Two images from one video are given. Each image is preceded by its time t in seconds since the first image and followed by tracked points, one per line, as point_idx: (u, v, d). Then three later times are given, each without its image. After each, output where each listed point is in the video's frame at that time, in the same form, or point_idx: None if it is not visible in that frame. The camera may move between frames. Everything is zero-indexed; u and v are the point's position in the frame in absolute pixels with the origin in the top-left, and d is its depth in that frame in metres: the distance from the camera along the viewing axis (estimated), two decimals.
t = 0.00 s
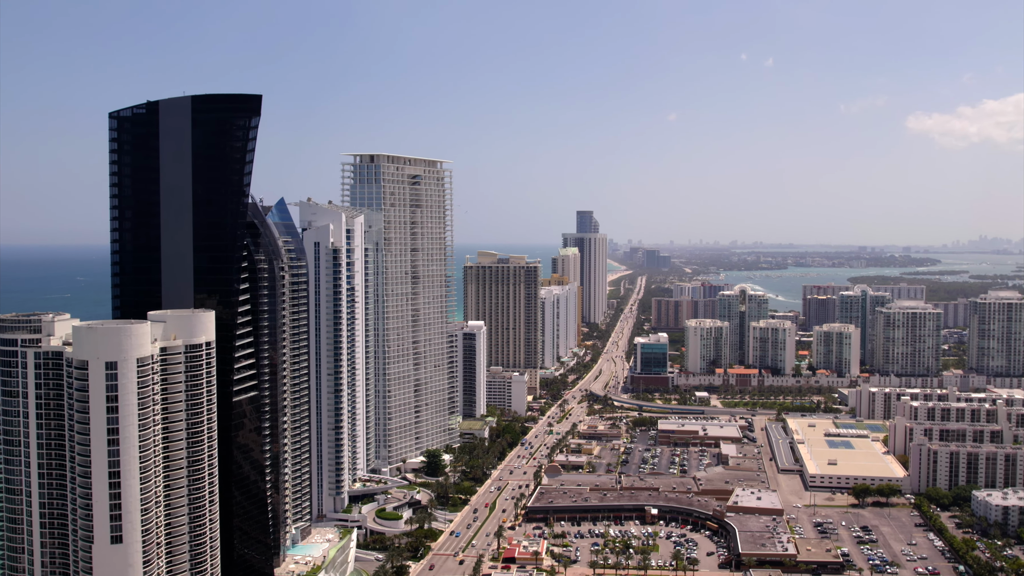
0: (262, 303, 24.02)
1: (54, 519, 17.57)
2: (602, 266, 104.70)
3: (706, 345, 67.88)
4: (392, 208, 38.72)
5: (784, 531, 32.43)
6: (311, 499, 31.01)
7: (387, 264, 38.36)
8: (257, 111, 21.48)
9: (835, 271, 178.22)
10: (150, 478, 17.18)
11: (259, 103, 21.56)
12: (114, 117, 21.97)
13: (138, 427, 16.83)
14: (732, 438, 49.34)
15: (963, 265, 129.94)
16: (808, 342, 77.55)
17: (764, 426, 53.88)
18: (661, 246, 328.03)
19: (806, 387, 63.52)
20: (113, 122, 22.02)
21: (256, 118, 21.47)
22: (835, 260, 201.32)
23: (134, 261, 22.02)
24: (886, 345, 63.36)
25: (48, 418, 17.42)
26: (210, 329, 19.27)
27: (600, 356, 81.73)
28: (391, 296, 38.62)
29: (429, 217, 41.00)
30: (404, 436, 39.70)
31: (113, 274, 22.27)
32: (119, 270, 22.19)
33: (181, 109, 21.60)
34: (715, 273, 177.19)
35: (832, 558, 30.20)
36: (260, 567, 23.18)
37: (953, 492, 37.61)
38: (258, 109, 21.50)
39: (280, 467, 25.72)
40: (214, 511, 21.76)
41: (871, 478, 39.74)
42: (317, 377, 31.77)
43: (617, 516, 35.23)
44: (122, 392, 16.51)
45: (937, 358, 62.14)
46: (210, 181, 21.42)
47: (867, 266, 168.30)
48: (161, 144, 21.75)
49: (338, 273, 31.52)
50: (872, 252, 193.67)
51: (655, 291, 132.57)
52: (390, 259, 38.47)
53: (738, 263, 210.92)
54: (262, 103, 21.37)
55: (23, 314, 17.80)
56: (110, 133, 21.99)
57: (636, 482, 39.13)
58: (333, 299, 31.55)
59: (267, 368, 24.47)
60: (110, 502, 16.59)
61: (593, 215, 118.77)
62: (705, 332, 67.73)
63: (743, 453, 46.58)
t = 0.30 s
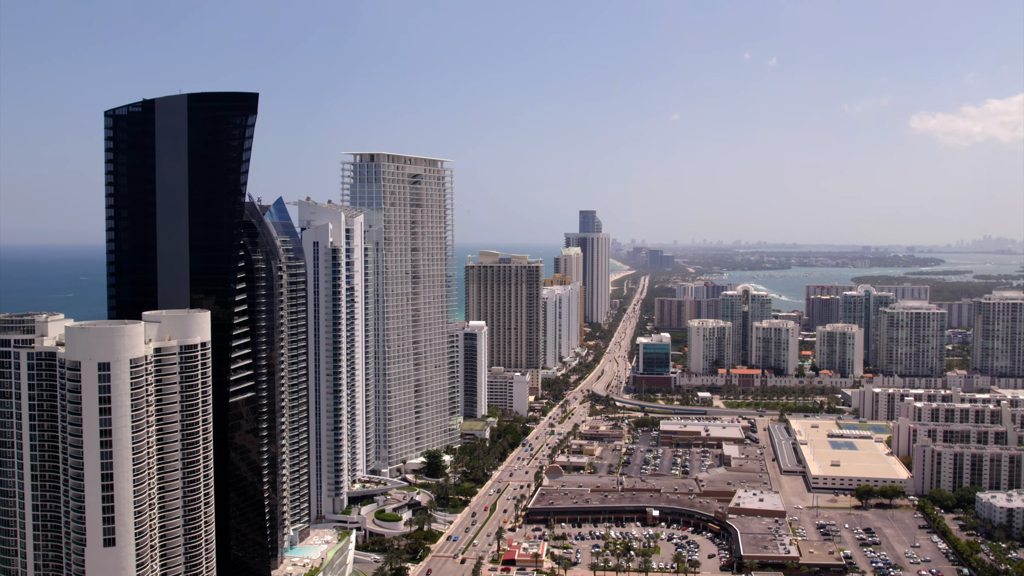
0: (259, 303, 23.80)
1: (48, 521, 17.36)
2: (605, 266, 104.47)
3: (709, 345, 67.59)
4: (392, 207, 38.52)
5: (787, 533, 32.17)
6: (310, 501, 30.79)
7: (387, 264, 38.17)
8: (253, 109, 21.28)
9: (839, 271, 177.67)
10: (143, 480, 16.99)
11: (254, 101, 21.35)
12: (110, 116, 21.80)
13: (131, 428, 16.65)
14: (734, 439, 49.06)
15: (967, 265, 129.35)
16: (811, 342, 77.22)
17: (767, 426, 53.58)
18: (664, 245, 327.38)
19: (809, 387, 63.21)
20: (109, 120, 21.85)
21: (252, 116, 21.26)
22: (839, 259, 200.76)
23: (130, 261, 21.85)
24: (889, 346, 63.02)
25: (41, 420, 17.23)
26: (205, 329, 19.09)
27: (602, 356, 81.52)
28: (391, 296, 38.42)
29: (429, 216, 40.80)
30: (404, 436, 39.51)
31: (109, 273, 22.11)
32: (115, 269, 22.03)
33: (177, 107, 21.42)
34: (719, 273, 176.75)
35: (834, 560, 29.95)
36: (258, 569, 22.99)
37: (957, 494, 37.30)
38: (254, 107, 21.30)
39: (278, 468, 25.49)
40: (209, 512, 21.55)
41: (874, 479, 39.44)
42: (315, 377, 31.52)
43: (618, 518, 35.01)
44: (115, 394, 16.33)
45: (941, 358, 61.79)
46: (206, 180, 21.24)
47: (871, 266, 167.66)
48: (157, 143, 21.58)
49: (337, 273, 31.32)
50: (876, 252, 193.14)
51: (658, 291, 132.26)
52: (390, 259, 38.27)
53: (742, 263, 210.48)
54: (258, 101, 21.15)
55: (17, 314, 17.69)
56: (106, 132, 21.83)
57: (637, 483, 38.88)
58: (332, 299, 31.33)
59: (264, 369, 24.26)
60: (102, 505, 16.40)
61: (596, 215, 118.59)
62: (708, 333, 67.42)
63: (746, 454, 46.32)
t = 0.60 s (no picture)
0: (256, 303, 23.64)
1: (41, 524, 17.16)
2: (608, 266, 104.18)
3: (711, 345, 67.34)
4: (393, 206, 38.31)
5: (789, 535, 31.90)
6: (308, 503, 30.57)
7: (387, 264, 37.98)
8: (249, 107, 21.07)
9: (842, 271, 177.15)
10: (137, 482, 16.81)
11: (251, 99, 21.14)
12: (106, 114, 21.63)
13: (125, 430, 16.46)
14: (736, 439, 48.79)
15: (971, 265, 128.76)
16: (815, 342, 76.90)
17: (769, 427, 53.29)
18: (668, 245, 326.75)
19: (812, 388, 62.90)
20: (105, 119, 21.68)
21: (248, 115, 21.05)
22: (843, 259, 200.20)
23: (125, 260, 21.70)
24: (893, 346, 62.67)
25: (34, 421, 17.02)
26: (200, 330, 18.89)
27: (605, 356, 81.28)
28: (391, 296, 38.24)
29: (430, 216, 40.58)
30: (404, 437, 39.31)
31: (105, 273, 21.96)
32: (111, 269, 21.88)
33: (173, 106, 21.24)
34: (722, 272, 176.25)
35: (837, 563, 29.68)
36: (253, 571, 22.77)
37: (961, 495, 37.00)
38: (250, 106, 21.09)
39: (276, 470, 25.31)
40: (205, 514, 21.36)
41: (877, 480, 39.16)
42: (314, 377, 31.30)
43: (619, 520, 34.78)
44: (107, 395, 16.14)
45: (945, 359, 61.45)
46: (201, 179, 21.05)
47: (875, 266, 167.05)
48: (152, 141, 21.40)
49: (336, 273, 31.12)
50: (879, 251, 192.54)
51: (662, 291, 131.86)
52: (390, 259, 38.09)
53: (745, 262, 210.00)
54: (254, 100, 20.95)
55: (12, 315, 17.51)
56: (101, 130, 21.68)
57: (639, 485, 38.63)
58: (331, 299, 31.14)
59: (261, 370, 24.10)
60: (95, 507, 16.20)
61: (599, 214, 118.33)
62: (710, 333, 67.15)
63: (748, 455, 46.06)
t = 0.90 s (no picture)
0: (253, 303, 23.48)
1: (33, 527, 16.98)
2: (610, 266, 103.88)
3: (714, 345, 67.04)
4: (393, 206, 38.11)
5: (792, 538, 31.64)
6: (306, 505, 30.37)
7: (387, 264, 37.80)
8: (245, 106, 20.91)
9: (846, 271, 176.60)
10: (130, 485, 16.62)
11: (247, 97, 20.98)
12: (100, 113, 21.42)
13: (118, 432, 16.28)
14: (739, 440, 48.52)
15: (975, 265, 128.11)
16: (818, 342, 76.55)
17: (772, 428, 52.99)
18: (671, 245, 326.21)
19: (815, 388, 62.57)
20: (100, 118, 21.47)
21: (244, 113, 20.89)
22: (846, 259, 199.53)
23: (121, 260, 21.49)
24: (897, 346, 62.34)
25: (26, 422, 16.82)
26: (195, 330, 18.70)
27: (607, 356, 81.02)
28: (391, 296, 38.05)
29: (430, 216, 40.38)
30: (404, 438, 39.10)
31: (99, 273, 21.74)
32: (106, 269, 21.67)
33: (168, 104, 21.05)
34: (725, 272, 175.70)
35: (839, 566, 29.41)
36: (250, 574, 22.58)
37: (966, 497, 36.69)
38: (247, 105, 20.94)
39: (273, 472, 25.12)
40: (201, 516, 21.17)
41: (880, 482, 38.87)
42: (313, 378, 31.04)
43: (620, 521, 34.54)
44: (100, 398, 15.93)
45: (949, 359, 61.09)
46: (198, 179, 20.85)
47: (878, 266, 166.44)
48: (148, 140, 21.20)
49: (335, 273, 30.91)
50: (883, 251, 191.95)
51: (665, 290, 131.37)
52: (390, 259, 37.90)
53: (749, 262, 209.46)
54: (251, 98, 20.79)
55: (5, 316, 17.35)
56: (96, 129, 21.46)
57: (640, 486, 38.38)
58: (330, 299, 30.90)
59: (259, 371, 23.92)
60: (87, 510, 16.02)
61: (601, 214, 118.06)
62: (713, 333, 66.87)
63: (750, 457, 45.77)
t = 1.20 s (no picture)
0: (250, 303, 23.32)
1: (26, 530, 16.77)
2: (613, 266, 103.59)
3: (717, 345, 66.78)
4: (393, 205, 37.91)
5: (794, 540, 31.37)
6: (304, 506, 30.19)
7: (387, 264, 37.63)
8: (242, 104, 20.73)
9: (849, 270, 175.99)
10: (123, 487, 16.41)
11: (244, 96, 20.79)
12: (96, 111, 21.27)
13: (110, 434, 16.09)
14: (741, 441, 48.25)
15: (979, 264, 127.47)
16: (821, 342, 76.20)
17: (775, 429, 52.70)
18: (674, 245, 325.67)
19: (818, 389, 62.26)
20: (96, 116, 21.33)
21: (241, 111, 20.70)
22: (850, 259, 198.92)
23: (116, 260, 21.33)
24: (900, 346, 62.00)
25: (19, 425, 16.65)
26: (189, 331, 18.53)
27: (610, 356, 80.77)
28: (391, 296, 37.87)
29: (431, 215, 40.18)
30: (404, 439, 38.91)
31: (95, 273, 21.59)
32: (102, 269, 21.52)
33: (164, 102, 20.87)
34: (728, 272, 175.15)
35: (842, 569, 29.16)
36: None
37: (970, 499, 36.40)
38: (243, 103, 20.75)
39: (271, 473, 24.94)
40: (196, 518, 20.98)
41: (884, 483, 38.59)
42: (312, 378, 30.84)
43: (621, 523, 34.30)
44: (92, 399, 15.76)
45: (953, 359, 60.75)
46: (193, 178, 20.66)
47: (882, 266, 165.88)
48: (143, 139, 21.03)
49: (334, 272, 30.70)
50: (886, 250, 191.41)
51: (668, 290, 131.05)
52: (390, 259, 37.73)
53: (752, 262, 208.93)
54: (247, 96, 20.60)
55: None
56: (92, 127, 21.32)
57: (642, 487, 38.14)
58: (328, 299, 30.70)
59: (256, 371, 23.73)
60: (79, 513, 15.84)
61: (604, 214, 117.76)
62: (716, 333, 66.60)
63: (753, 457, 45.50)
